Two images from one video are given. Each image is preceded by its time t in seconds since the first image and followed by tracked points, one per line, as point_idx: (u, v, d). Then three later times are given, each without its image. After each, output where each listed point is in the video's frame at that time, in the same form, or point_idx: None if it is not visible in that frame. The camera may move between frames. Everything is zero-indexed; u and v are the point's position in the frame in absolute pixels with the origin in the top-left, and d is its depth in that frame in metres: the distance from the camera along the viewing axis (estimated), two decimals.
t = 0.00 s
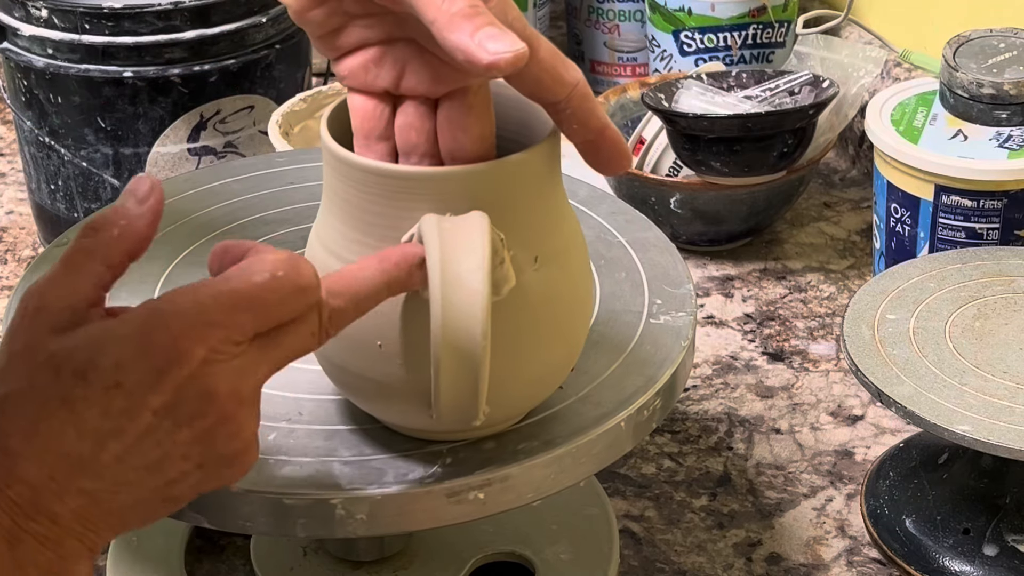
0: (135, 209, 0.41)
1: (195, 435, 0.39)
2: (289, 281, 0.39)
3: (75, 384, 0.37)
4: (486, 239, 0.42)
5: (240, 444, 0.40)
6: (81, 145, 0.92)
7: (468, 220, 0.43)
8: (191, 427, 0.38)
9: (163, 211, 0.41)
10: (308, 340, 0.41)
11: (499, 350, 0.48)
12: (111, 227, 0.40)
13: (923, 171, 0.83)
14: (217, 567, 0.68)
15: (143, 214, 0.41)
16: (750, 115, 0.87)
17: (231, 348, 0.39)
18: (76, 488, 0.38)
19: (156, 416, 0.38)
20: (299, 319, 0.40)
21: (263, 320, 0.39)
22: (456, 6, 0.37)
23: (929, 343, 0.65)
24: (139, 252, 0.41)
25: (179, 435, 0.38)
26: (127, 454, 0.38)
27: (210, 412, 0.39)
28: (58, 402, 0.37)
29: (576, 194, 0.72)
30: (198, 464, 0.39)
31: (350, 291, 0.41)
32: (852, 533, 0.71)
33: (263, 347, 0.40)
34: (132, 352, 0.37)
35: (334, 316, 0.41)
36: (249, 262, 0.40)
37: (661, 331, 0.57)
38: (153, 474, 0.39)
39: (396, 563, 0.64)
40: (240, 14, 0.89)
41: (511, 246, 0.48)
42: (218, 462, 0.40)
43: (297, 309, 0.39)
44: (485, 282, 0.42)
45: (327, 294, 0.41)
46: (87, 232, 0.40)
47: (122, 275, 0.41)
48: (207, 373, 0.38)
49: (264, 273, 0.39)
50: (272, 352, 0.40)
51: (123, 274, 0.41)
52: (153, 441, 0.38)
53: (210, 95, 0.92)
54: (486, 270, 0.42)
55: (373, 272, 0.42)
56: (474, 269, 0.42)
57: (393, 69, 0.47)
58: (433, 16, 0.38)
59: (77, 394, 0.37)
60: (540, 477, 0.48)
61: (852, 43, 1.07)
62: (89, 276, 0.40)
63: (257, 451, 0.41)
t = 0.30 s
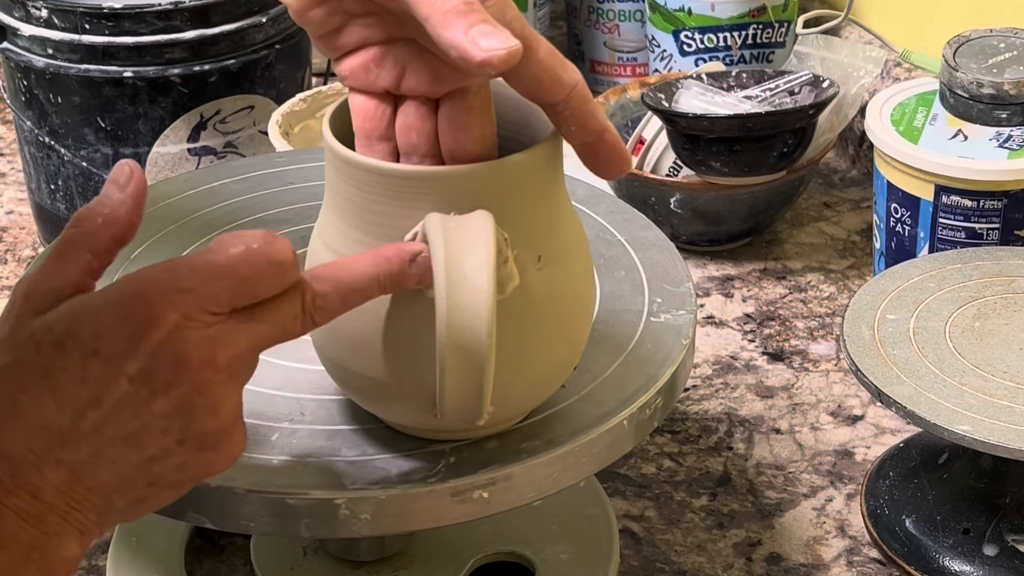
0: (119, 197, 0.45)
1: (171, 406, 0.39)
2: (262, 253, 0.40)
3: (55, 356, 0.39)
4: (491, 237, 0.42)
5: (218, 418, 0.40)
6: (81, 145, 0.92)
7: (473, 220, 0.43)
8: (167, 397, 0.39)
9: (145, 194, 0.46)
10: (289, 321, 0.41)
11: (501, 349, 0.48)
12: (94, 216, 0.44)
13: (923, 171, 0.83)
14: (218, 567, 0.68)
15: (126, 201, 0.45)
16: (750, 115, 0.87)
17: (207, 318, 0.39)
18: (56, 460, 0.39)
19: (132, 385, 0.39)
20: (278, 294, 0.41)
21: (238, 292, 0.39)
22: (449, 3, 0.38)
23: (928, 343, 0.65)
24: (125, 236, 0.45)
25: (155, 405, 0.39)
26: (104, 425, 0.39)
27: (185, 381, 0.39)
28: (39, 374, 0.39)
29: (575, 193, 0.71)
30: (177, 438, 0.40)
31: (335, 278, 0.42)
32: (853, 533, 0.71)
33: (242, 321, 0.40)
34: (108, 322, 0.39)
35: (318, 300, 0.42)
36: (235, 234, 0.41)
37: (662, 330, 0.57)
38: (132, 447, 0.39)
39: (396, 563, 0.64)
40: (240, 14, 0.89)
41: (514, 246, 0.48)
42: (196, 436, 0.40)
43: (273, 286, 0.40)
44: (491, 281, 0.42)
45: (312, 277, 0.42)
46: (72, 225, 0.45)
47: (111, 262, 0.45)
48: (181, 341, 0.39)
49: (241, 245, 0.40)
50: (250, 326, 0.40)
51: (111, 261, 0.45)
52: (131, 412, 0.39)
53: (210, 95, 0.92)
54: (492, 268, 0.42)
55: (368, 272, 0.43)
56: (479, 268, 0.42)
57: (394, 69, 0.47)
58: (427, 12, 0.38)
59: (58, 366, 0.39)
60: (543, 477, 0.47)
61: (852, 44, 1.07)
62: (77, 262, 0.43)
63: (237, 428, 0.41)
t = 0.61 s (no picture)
0: (195, 228, 0.42)
1: (230, 455, 0.39)
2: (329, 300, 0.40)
3: (112, 397, 0.38)
4: (466, 241, 0.42)
5: (275, 466, 0.40)
6: (82, 145, 0.92)
7: (450, 223, 0.43)
8: (225, 445, 0.39)
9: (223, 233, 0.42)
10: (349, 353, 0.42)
11: (484, 352, 0.48)
12: (168, 246, 0.42)
13: (923, 171, 0.83)
14: (218, 567, 0.68)
15: (201, 237, 0.42)
16: (750, 116, 0.87)
17: (268, 365, 0.39)
18: (109, 501, 0.39)
19: (190, 432, 0.38)
20: (337, 338, 0.41)
21: (299, 336, 0.40)
22: (444, 2, 0.38)
23: (928, 343, 0.65)
24: (194, 273, 0.42)
25: (212, 454, 0.39)
26: (160, 470, 0.39)
27: (243, 432, 0.39)
28: (95, 413, 0.38)
29: (581, 197, 0.72)
30: (232, 484, 0.40)
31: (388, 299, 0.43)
32: (853, 533, 0.71)
33: (300, 366, 0.41)
34: (171, 366, 0.38)
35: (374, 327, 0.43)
36: (293, 281, 0.41)
37: (658, 338, 0.57)
38: (188, 492, 0.39)
39: (396, 563, 0.64)
40: (240, 14, 0.89)
41: (497, 250, 0.48)
42: (252, 484, 0.40)
43: (333, 327, 0.40)
44: (462, 285, 0.41)
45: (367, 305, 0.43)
46: (145, 250, 0.42)
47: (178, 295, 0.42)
48: (242, 391, 0.38)
49: (305, 292, 0.40)
50: (310, 369, 0.41)
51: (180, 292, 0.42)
52: (188, 459, 0.39)
53: (210, 95, 0.92)
54: (464, 273, 0.41)
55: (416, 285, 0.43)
56: (451, 274, 0.41)
57: (385, 68, 0.47)
58: (421, 12, 0.38)
59: (114, 406, 0.38)
60: (526, 484, 0.47)
61: (852, 43, 1.07)
62: (142, 294, 0.41)
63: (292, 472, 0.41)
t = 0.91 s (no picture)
0: (149, 223, 0.46)
1: (190, 406, 0.40)
2: (278, 253, 0.41)
3: (77, 364, 0.40)
4: (463, 240, 0.42)
5: (240, 422, 0.41)
6: (81, 145, 0.92)
7: (448, 222, 0.43)
8: (183, 396, 0.40)
9: (179, 219, 0.46)
10: (308, 324, 0.42)
11: (481, 352, 0.48)
12: (127, 242, 0.46)
13: (923, 171, 0.83)
14: (217, 567, 0.68)
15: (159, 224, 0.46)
16: (750, 115, 0.87)
17: (219, 316, 0.40)
18: (72, 465, 0.40)
19: (148, 384, 0.40)
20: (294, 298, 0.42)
21: (253, 292, 0.40)
22: None
23: (928, 343, 0.65)
24: (158, 260, 0.46)
25: (171, 405, 0.40)
26: (121, 428, 0.40)
27: (200, 379, 0.40)
28: (60, 383, 0.40)
29: (583, 198, 0.72)
30: (198, 443, 0.40)
31: (355, 283, 0.43)
32: (853, 533, 0.71)
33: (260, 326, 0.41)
34: (125, 324, 0.40)
35: (336, 302, 0.42)
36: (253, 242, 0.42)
37: (658, 339, 0.57)
38: (151, 452, 0.40)
39: (396, 563, 0.64)
40: (240, 14, 0.89)
41: (494, 250, 0.48)
42: (217, 439, 0.40)
43: (292, 289, 0.41)
44: (458, 285, 0.41)
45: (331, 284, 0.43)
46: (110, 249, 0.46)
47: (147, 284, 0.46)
48: (195, 336, 0.40)
49: (255, 247, 0.42)
50: (269, 328, 0.41)
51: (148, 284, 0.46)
52: (149, 413, 0.40)
53: (210, 95, 0.92)
54: (461, 272, 0.41)
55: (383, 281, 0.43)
56: (447, 274, 0.41)
57: (383, 70, 0.47)
58: (414, 5, 0.38)
59: (77, 373, 0.40)
60: (524, 485, 0.47)
61: (852, 44, 1.07)
62: (108, 286, 0.45)
63: (263, 439, 0.42)
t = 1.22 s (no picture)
0: (163, 237, 0.44)
1: (202, 446, 0.40)
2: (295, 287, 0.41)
3: (86, 392, 0.39)
4: (463, 240, 0.42)
5: (250, 459, 0.40)
6: (81, 146, 0.92)
7: (447, 222, 0.43)
8: (196, 434, 0.39)
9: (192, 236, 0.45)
10: (325, 355, 0.43)
11: (481, 352, 0.48)
12: (140, 254, 0.44)
13: (924, 171, 0.83)
14: (217, 567, 0.68)
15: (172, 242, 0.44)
16: (750, 116, 0.87)
17: (238, 354, 0.40)
18: (82, 497, 0.40)
19: (160, 420, 0.39)
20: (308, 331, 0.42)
21: (268, 327, 0.40)
22: (444, 1, 0.38)
23: (929, 343, 0.65)
24: (169, 277, 0.44)
25: (183, 444, 0.39)
26: (132, 462, 0.39)
27: (214, 420, 0.39)
28: (68, 410, 0.39)
29: (584, 198, 0.72)
30: (207, 478, 0.40)
31: (371, 308, 0.43)
32: (853, 533, 0.71)
33: (274, 359, 0.41)
34: (138, 356, 0.39)
35: (352, 333, 0.43)
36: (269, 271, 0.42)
37: (658, 339, 0.57)
38: (160, 486, 0.40)
39: (396, 563, 0.64)
40: (240, 14, 0.89)
41: (494, 250, 0.48)
42: (227, 476, 0.40)
43: (306, 322, 0.41)
44: (459, 285, 0.41)
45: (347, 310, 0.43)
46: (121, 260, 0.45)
47: (158, 299, 0.45)
48: (211, 374, 0.39)
49: (273, 280, 0.41)
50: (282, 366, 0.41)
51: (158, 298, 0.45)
52: (160, 449, 0.39)
53: (210, 95, 0.92)
54: (462, 272, 0.41)
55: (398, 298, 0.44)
56: (447, 274, 0.41)
57: (384, 67, 0.47)
58: (422, 9, 0.38)
59: (86, 402, 0.39)
60: (524, 484, 0.47)
61: (852, 44, 1.07)
62: (117, 300, 0.44)
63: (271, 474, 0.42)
